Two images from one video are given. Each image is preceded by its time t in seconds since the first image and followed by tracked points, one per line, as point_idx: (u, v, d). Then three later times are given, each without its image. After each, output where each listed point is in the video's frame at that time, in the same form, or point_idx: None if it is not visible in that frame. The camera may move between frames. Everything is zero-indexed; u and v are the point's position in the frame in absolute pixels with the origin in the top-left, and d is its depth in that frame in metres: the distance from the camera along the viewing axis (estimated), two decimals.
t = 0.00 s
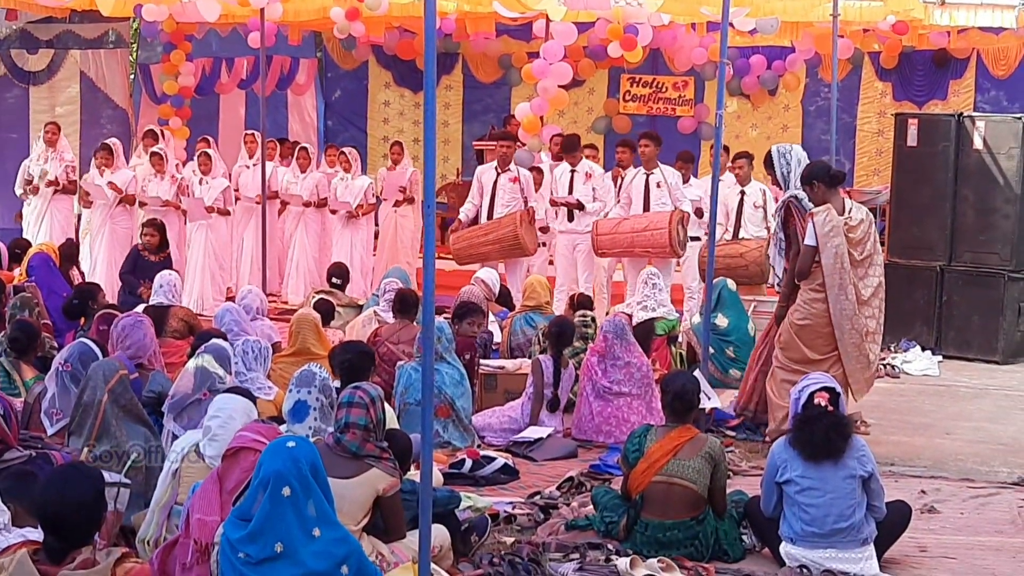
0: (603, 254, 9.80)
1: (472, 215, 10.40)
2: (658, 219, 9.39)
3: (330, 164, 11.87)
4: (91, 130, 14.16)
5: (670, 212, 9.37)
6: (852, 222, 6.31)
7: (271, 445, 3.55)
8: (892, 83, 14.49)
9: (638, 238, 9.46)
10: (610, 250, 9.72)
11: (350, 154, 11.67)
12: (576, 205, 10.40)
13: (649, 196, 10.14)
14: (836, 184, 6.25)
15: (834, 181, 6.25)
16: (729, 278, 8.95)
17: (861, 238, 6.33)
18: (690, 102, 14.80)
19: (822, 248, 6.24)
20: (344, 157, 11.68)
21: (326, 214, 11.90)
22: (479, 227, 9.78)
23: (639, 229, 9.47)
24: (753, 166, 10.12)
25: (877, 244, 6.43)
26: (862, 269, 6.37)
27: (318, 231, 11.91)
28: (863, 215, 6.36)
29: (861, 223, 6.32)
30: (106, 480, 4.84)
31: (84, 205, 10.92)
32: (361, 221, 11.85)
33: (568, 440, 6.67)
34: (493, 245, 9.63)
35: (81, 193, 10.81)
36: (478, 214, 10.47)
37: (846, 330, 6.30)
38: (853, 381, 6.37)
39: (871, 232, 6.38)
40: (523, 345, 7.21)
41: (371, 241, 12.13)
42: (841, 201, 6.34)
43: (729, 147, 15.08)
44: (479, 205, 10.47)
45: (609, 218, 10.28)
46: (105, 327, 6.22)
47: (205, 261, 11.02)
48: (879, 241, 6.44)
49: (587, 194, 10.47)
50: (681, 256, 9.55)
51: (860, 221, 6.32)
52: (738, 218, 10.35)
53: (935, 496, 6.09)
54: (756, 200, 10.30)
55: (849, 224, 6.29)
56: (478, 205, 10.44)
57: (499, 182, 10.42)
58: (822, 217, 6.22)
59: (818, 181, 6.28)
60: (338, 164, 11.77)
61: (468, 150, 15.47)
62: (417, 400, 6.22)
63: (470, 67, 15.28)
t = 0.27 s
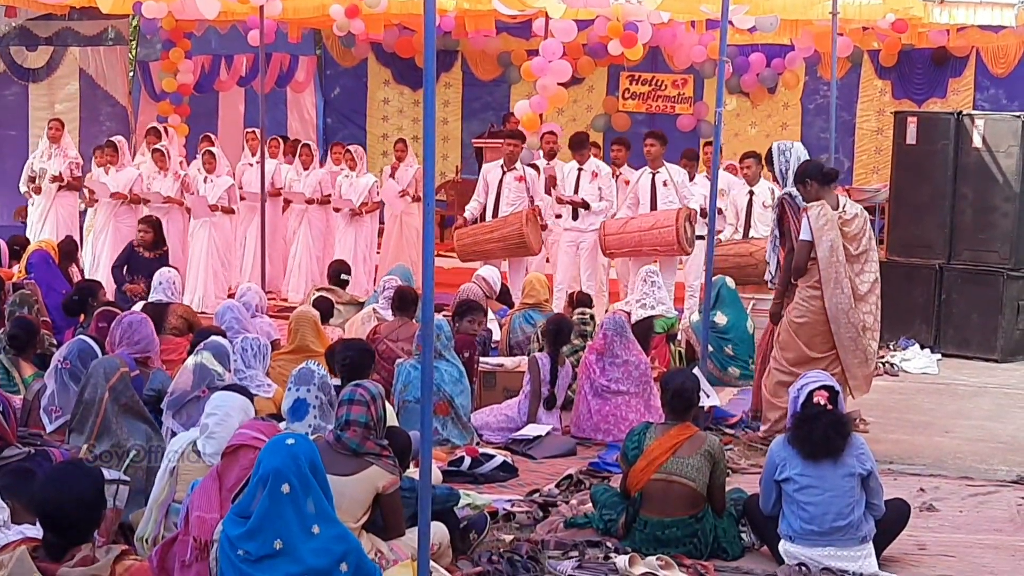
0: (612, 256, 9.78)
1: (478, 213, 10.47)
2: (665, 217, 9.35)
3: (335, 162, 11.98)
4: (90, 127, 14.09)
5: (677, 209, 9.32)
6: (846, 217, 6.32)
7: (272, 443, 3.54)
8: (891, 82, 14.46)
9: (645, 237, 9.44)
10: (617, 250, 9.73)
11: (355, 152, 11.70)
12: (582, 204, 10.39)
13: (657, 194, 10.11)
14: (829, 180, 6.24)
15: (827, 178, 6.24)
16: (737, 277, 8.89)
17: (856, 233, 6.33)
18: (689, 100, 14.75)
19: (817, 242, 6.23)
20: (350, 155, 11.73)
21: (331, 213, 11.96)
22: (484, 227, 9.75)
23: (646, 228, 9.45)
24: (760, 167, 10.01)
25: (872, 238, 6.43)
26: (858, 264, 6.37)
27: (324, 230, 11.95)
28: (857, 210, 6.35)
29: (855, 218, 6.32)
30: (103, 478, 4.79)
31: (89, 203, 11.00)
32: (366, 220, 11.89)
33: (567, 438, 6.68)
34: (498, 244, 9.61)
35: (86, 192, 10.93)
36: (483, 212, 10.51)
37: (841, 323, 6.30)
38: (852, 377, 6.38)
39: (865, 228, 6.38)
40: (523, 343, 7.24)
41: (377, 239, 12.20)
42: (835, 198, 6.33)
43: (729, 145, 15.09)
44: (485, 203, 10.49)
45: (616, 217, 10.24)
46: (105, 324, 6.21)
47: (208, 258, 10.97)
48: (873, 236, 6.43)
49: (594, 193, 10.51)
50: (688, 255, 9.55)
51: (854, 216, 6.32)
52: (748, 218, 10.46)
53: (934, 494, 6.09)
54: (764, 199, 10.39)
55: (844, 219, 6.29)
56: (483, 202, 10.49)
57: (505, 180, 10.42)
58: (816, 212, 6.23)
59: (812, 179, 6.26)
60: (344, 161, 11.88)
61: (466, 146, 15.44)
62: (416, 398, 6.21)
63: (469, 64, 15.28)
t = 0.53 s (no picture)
0: (617, 256, 10.23)
1: (491, 215, 10.93)
2: (666, 221, 9.75)
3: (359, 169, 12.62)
4: (127, 138, 15.06)
5: (678, 213, 9.73)
6: (820, 217, 6.76)
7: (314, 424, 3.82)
8: (874, 93, 15.15)
9: (648, 238, 9.86)
10: (622, 251, 10.15)
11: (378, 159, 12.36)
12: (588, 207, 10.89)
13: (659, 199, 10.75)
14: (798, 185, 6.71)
15: (796, 184, 6.73)
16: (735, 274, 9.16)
17: (830, 231, 6.78)
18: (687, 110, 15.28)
19: (796, 243, 6.70)
20: (373, 162, 12.38)
21: (354, 215, 12.58)
22: (496, 229, 10.19)
23: (648, 231, 9.88)
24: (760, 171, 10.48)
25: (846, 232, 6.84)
26: (839, 258, 6.79)
27: (347, 232, 12.58)
28: (829, 209, 6.80)
29: (829, 217, 6.77)
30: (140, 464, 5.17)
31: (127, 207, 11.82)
32: (386, 223, 12.46)
33: (573, 426, 7.12)
34: (510, 245, 10.05)
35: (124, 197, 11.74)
36: (496, 215, 10.98)
37: (838, 315, 6.70)
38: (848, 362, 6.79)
39: (839, 224, 6.81)
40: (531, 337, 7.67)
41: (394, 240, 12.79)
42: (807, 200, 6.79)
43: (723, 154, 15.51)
44: (498, 207, 10.96)
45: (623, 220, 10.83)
46: (140, 320, 6.64)
47: (238, 259, 11.81)
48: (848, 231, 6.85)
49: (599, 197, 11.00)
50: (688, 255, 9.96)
51: (826, 215, 6.77)
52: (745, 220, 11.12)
53: (914, 478, 6.51)
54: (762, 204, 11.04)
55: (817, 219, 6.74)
56: (496, 206, 10.96)
57: (516, 186, 10.87)
58: (791, 216, 6.68)
59: (781, 186, 6.76)
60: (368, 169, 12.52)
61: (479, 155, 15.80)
62: (432, 388, 6.63)
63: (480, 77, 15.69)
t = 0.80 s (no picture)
0: (613, 252, 10.29)
1: (491, 214, 10.99)
2: (664, 219, 9.73)
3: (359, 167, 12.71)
4: (126, 135, 15.02)
5: (676, 212, 9.69)
6: (803, 214, 6.80)
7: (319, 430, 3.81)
8: (874, 91, 15.16)
9: (645, 236, 9.87)
10: (619, 248, 10.22)
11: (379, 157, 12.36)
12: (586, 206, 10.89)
13: (657, 197, 10.74)
14: (779, 183, 6.73)
15: (779, 181, 6.74)
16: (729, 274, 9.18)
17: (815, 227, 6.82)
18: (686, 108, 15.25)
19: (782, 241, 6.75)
20: (374, 161, 12.42)
21: (354, 213, 12.60)
22: (496, 227, 10.21)
23: (645, 229, 9.89)
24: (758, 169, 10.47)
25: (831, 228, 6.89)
26: (827, 254, 6.82)
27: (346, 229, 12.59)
28: (813, 204, 6.83)
29: (812, 213, 6.80)
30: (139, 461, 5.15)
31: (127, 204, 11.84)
32: (386, 221, 12.50)
33: (572, 424, 7.13)
34: (509, 243, 10.05)
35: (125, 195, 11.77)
36: (497, 213, 11.00)
37: (836, 308, 6.74)
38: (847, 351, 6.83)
39: (824, 220, 6.85)
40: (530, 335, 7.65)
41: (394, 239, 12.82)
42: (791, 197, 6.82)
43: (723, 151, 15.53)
44: (498, 205, 10.98)
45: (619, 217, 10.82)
46: (139, 318, 6.65)
47: (237, 257, 11.81)
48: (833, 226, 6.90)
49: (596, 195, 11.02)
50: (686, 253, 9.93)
51: (809, 212, 6.80)
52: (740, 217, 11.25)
53: (914, 476, 6.51)
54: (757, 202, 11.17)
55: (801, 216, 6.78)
56: (496, 204, 10.98)
57: (516, 183, 10.88)
58: (776, 216, 6.72)
59: (763, 185, 6.77)
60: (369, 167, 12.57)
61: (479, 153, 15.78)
62: (431, 386, 6.63)
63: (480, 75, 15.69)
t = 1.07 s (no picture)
0: (606, 248, 10.25)
1: (488, 212, 10.90)
2: (658, 217, 9.75)
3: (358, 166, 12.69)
4: (127, 133, 15.04)
5: (670, 210, 9.71)
6: (792, 211, 6.77)
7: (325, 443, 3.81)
8: (875, 89, 15.17)
9: (639, 233, 9.87)
10: (613, 244, 10.18)
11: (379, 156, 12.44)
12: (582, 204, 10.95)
13: (653, 195, 10.72)
14: (769, 179, 6.69)
15: (770, 178, 6.68)
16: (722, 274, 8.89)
17: (803, 224, 6.78)
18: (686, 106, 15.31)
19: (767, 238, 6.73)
20: (373, 159, 12.46)
21: (353, 212, 12.61)
22: (494, 224, 10.23)
23: (639, 226, 9.89)
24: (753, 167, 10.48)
25: (821, 224, 6.86)
26: (812, 251, 6.81)
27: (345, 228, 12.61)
28: (803, 200, 6.78)
29: (801, 209, 6.76)
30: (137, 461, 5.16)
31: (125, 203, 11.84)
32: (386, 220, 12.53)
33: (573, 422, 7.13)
34: (506, 241, 10.06)
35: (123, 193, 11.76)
36: (494, 211, 10.96)
37: (817, 308, 6.73)
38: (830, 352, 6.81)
39: (814, 217, 6.82)
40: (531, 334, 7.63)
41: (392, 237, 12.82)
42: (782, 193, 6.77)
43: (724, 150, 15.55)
44: (495, 204, 10.92)
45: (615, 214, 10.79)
46: (138, 316, 6.64)
47: (236, 255, 11.81)
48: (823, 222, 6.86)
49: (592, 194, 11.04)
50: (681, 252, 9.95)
51: (798, 208, 6.76)
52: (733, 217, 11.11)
53: (914, 476, 6.51)
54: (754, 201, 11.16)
55: (789, 212, 6.75)
56: (494, 203, 10.93)
57: (514, 182, 10.83)
58: (762, 212, 6.70)
59: (755, 180, 6.72)
60: (368, 166, 12.60)
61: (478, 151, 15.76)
62: (432, 385, 6.63)
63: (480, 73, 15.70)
